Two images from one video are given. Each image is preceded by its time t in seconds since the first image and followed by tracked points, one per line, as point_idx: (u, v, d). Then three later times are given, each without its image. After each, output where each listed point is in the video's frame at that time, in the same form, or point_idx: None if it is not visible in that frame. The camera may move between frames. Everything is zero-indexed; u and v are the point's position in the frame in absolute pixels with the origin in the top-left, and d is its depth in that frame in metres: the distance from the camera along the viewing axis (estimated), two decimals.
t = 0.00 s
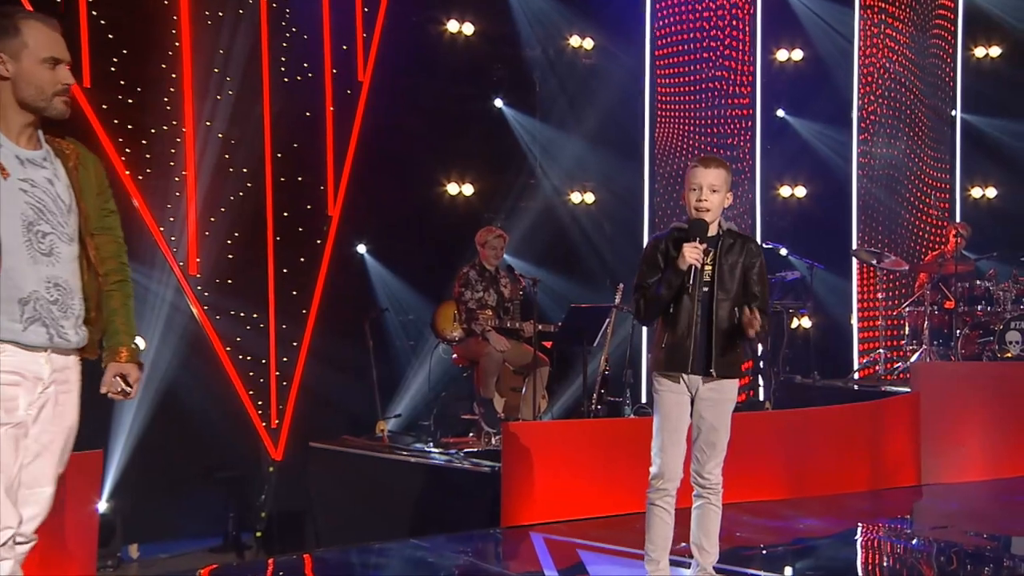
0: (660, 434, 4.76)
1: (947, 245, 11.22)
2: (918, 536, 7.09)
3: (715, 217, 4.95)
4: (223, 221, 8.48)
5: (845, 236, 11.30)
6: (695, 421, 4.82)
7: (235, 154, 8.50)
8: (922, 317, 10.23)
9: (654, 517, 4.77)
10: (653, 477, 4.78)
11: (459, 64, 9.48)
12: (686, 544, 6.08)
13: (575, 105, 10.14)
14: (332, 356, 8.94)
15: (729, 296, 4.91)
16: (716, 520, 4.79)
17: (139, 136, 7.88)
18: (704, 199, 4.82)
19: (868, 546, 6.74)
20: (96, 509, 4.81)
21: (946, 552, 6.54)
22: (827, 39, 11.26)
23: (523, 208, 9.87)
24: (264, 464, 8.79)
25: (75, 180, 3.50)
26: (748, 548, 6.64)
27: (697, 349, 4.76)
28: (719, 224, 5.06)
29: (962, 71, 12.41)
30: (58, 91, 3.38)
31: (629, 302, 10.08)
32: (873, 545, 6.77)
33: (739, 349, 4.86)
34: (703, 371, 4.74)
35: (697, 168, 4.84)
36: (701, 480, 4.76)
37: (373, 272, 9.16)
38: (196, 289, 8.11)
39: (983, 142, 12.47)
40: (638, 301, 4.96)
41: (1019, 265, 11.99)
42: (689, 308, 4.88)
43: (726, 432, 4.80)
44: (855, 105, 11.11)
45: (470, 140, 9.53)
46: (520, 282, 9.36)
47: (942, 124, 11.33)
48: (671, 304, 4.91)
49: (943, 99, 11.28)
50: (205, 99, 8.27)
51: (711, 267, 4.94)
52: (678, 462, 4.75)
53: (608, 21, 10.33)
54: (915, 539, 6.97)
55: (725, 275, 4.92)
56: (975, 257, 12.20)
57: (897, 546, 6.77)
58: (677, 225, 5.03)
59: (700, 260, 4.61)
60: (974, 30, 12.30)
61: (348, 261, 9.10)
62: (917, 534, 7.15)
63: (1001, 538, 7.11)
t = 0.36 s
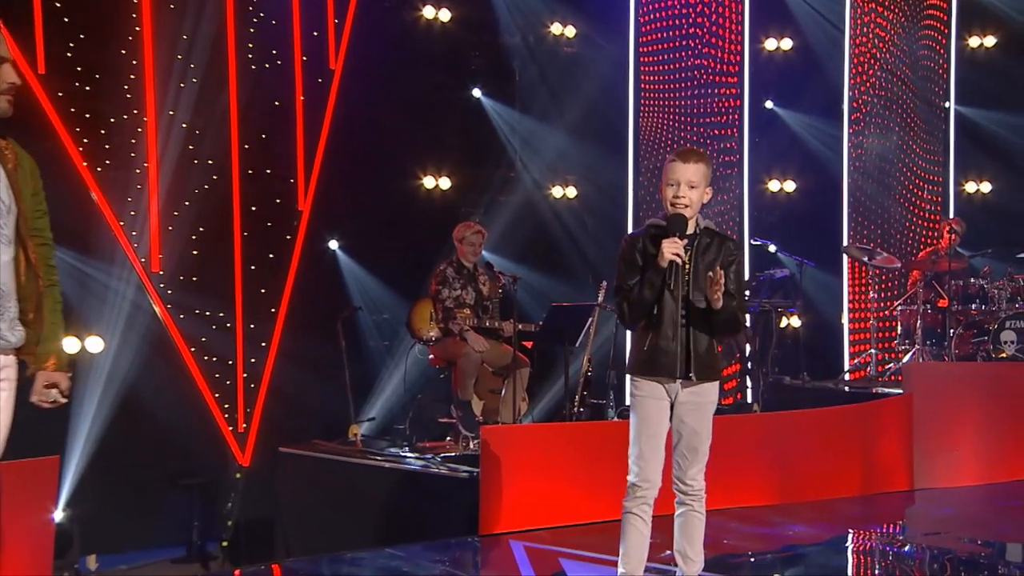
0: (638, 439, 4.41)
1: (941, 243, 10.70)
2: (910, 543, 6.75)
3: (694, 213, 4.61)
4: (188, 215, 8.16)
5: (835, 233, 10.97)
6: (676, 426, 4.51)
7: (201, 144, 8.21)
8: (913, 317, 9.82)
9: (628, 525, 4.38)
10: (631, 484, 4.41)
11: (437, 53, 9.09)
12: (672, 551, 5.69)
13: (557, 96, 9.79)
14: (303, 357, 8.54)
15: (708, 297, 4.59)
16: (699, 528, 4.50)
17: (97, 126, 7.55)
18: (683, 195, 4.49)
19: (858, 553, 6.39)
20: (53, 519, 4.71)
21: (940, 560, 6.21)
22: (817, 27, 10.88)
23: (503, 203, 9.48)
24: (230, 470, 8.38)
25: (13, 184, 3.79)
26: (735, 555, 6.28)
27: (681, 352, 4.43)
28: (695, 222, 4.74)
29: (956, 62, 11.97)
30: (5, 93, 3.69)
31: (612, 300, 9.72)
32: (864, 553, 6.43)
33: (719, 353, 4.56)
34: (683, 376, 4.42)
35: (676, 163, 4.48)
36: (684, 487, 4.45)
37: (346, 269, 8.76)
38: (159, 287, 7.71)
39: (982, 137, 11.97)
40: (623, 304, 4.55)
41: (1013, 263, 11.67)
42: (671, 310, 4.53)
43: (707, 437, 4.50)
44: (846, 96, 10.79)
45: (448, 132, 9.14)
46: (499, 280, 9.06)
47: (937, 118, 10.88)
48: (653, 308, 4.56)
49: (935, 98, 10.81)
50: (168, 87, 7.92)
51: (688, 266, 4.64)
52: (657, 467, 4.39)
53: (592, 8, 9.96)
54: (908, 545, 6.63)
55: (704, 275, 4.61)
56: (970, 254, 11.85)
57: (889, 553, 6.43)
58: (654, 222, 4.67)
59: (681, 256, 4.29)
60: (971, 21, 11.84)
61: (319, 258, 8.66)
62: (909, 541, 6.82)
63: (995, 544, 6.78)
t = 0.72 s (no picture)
0: (608, 450, 4.19)
1: (939, 240, 10.51)
2: (910, 550, 6.41)
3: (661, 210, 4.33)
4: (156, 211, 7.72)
5: (832, 230, 10.64)
6: (645, 434, 4.24)
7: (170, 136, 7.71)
8: (913, 316, 9.57)
9: (610, 537, 4.18)
10: (607, 495, 4.19)
11: (418, 40, 8.68)
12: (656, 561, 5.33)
13: (543, 86, 9.26)
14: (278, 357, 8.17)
15: (673, 296, 4.31)
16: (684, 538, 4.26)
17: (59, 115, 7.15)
18: (646, 190, 4.19)
19: (856, 562, 6.05)
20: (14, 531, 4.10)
21: (940, 568, 5.87)
22: (812, 15, 10.56)
23: (487, 196, 9.06)
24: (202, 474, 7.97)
25: None
26: (728, 564, 5.94)
27: (642, 353, 4.17)
28: (661, 217, 4.44)
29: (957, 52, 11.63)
30: None
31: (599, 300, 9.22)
32: (863, 561, 6.08)
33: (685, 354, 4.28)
34: (645, 378, 4.16)
35: (639, 155, 4.19)
36: (663, 496, 4.20)
37: (322, 266, 8.42)
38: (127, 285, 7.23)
39: (980, 129, 11.69)
40: (582, 301, 4.31)
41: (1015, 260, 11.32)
42: (633, 308, 4.27)
43: (683, 442, 4.23)
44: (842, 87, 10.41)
45: (429, 123, 8.72)
46: (483, 277, 8.68)
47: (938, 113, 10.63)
48: (614, 304, 4.31)
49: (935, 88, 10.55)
50: (135, 76, 7.53)
51: (653, 263, 4.33)
52: (633, 476, 4.17)
53: None
54: (907, 553, 6.29)
55: (669, 273, 4.32)
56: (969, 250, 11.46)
57: (888, 561, 6.09)
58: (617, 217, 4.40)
59: (643, 250, 4.04)
60: (973, 10, 11.50)
61: (295, 254, 8.33)
62: (908, 548, 6.48)
63: (998, 551, 6.44)
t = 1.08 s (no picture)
0: (589, 456, 3.96)
1: (948, 235, 10.17)
2: (919, 559, 6.01)
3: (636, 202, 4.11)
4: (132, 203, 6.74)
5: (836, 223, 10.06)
6: (624, 439, 3.98)
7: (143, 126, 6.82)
8: (921, 314, 9.01)
9: (599, 551, 3.90)
10: (592, 504, 3.96)
11: (406, 27, 8.28)
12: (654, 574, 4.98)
13: (536, 75, 8.84)
14: (260, 358, 7.81)
15: (647, 293, 4.10)
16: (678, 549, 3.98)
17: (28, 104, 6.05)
18: (621, 184, 4.00)
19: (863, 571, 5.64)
20: None
21: None
22: None
23: (476, 191, 8.69)
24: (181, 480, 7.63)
25: None
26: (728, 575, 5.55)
27: (617, 354, 3.96)
28: (634, 212, 4.24)
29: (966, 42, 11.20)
30: None
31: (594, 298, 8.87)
32: (871, 570, 5.68)
33: (661, 355, 4.07)
34: (619, 381, 3.94)
35: (615, 148, 4.00)
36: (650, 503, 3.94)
37: (306, 262, 8.07)
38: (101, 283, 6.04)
39: (989, 119, 10.54)
40: (556, 301, 4.09)
41: None
42: (608, 307, 4.06)
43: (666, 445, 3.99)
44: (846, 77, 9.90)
45: (416, 112, 8.35)
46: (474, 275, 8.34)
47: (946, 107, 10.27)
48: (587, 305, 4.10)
49: (944, 74, 10.23)
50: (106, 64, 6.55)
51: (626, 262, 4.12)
52: (618, 482, 3.94)
53: None
54: (916, 562, 5.89)
55: (642, 271, 4.11)
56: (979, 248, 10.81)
57: (897, 570, 5.70)
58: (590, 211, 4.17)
59: (620, 247, 3.85)
60: None
61: (278, 250, 7.98)
62: (918, 556, 6.08)
63: (1012, 559, 6.01)
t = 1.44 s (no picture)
0: (572, 463, 3.70)
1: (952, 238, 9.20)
2: (921, 568, 5.62)
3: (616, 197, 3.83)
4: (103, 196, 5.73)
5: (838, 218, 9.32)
6: (609, 444, 3.71)
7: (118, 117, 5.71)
8: (924, 315, 8.44)
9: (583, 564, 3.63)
10: (578, 513, 3.69)
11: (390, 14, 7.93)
12: None
13: (525, 63, 8.44)
14: (237, 360, 7.47)
15: (628, 290, 3.81)
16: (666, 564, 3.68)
17: None
18: (602, 180, 3.74)
19: None
20: None
21: None
22: None
23: (463, 185, 8.37)
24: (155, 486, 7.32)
25: None
26: None
27: (599, 355, 3.69)
28: (612, 207, 3.95)
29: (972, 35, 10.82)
30: None
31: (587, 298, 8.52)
32: None
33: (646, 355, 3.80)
34: (603, 383, 3.67)
35: (596, 141, 3.76)
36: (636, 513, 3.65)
37: (285, 260, 7.75)
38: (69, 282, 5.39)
39: (994, 110, 9.91)
40: (533, 300, 3.80)
41: None
42: (588, 306, 3.77)
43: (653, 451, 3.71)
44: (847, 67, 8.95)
45: (402, 104, 8.02)
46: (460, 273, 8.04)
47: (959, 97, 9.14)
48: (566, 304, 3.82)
49: (951, 64, 9.04)
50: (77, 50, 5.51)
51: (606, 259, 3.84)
52: (604, 488, 3.69)
53: None
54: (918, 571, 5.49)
55: (622, 268, 3.82)
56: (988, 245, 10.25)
57: None
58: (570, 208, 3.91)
59: (601, 244, 3.59)
60: None
61: (258, 248, 7.67)
62: (920, 565, 5.68)
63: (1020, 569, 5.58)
